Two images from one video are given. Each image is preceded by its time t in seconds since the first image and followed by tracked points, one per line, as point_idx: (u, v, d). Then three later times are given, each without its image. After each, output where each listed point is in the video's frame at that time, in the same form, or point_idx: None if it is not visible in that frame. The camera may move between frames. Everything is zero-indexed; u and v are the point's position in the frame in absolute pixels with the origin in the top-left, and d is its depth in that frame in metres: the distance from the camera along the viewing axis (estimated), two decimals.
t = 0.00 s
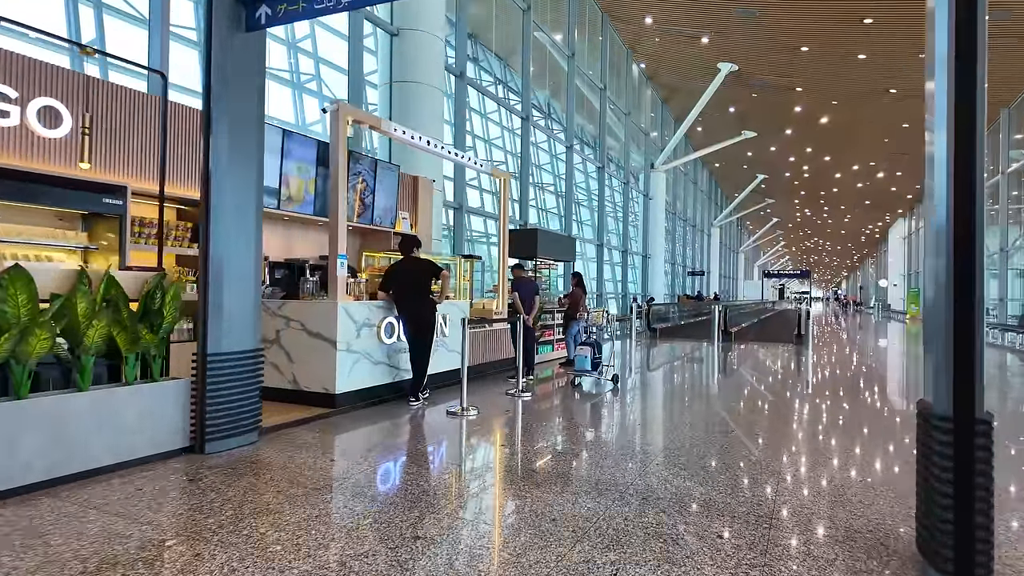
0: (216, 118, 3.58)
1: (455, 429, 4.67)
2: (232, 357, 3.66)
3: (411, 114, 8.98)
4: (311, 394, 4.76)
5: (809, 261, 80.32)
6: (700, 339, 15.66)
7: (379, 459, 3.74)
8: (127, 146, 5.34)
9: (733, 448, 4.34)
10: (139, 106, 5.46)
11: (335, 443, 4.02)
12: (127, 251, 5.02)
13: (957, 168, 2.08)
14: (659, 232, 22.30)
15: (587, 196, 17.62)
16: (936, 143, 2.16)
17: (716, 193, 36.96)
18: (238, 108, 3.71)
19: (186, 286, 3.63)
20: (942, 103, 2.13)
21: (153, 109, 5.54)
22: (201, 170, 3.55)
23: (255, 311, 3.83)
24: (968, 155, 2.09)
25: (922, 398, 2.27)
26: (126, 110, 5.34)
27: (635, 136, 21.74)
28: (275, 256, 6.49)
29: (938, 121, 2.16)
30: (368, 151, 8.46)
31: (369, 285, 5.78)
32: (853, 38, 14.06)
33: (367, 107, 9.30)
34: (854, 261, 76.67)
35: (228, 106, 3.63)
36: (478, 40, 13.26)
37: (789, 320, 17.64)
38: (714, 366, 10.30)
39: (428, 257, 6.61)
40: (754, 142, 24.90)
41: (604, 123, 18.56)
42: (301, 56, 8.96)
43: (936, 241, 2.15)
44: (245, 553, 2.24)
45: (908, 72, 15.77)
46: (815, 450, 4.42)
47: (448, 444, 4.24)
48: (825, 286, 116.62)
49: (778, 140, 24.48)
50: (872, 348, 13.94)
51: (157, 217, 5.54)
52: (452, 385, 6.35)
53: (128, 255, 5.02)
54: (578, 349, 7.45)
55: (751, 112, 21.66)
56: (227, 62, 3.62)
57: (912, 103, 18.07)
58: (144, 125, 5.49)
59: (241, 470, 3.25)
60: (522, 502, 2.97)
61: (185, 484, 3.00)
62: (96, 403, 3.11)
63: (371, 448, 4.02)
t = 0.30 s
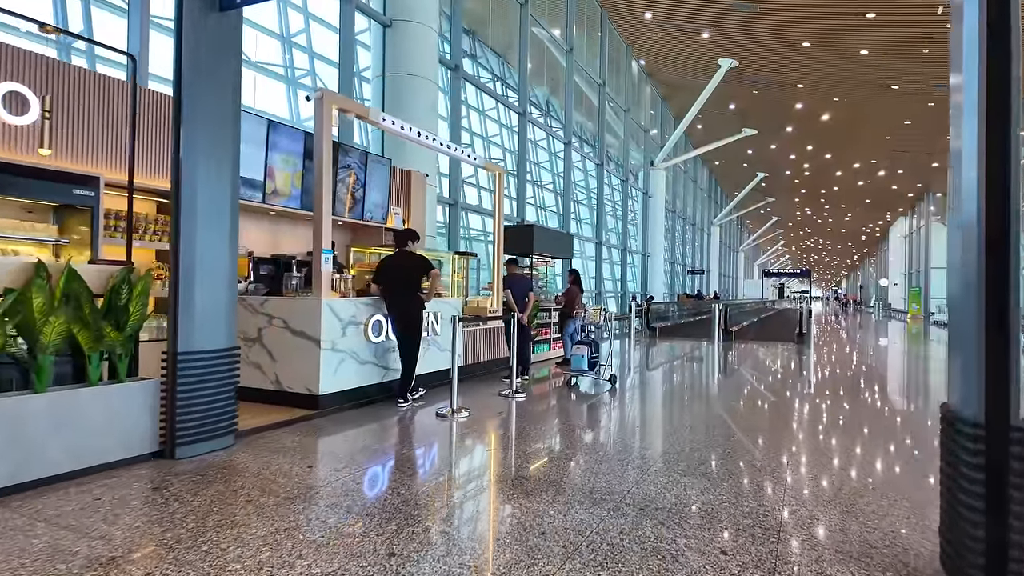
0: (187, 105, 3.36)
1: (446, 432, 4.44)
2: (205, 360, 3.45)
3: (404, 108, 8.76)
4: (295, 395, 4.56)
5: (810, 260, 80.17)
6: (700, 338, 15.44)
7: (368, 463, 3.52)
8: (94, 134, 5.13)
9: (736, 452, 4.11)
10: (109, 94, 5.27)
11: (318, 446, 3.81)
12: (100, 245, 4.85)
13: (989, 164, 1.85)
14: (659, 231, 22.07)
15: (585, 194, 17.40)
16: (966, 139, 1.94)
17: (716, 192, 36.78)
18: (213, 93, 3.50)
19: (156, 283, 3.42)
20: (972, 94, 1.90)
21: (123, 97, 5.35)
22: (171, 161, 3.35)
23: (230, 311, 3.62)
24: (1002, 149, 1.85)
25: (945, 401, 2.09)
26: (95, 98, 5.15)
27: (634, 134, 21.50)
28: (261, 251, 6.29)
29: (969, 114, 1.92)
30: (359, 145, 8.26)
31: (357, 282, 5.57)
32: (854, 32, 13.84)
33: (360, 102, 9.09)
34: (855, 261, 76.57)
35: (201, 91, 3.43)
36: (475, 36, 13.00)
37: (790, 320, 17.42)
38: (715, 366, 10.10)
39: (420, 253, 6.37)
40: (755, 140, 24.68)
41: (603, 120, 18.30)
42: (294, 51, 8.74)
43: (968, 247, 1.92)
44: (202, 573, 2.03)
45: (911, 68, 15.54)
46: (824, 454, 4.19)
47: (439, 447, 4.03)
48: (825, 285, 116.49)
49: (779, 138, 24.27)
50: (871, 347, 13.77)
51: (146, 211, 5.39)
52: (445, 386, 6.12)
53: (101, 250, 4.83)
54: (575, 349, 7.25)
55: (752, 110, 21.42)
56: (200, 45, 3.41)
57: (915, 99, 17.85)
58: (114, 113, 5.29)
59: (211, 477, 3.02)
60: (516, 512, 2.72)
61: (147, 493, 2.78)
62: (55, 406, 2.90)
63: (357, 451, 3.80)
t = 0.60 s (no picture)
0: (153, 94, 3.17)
1: (433, 440, 4.24)
2: (173, 363, 3.26)
3: (397, 105, 8.57)
4: (275, 402, 4.36)
5: (808, 259, 80.10)
6: (698, 339, 15.27)
7: (351, 473, 3.35)
8: (46, 119, 4.55)
9: (736, 460, 3.91)
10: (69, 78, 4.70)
11: (296, 456, 3.63)
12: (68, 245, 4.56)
13: (1021, 168, 1.25)
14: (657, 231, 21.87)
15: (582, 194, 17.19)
16: (989, 131, 1.41)
17: (715, 191, 36.66)
18: (182, 82, 3.30)
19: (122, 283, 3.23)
20: (999, 73, 1.33)
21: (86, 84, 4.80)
22: (135, 152, 3.15)
23: (200, 312, 3.43)
24: None
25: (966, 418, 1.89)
26: (50, 81, 4.57)
27: (632, 132, 21.29)
28: (244, 251, 6.08)
29: (991, 104, 1.39)
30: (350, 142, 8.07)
31: (343, 283, 5.40)
32: (855, 30, 13.65)
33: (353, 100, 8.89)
34: (853, 259, 76.54)
35: (168, 79, 3.23)
36: (471, 33, 12.78)
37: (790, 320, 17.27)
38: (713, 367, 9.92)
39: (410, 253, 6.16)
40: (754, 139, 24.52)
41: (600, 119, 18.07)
42: (288, 48, 8.45)
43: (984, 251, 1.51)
44: None
45: (912, 66, 15.36)
46: (827, 462, 3.97)
47: (427, 454, 3.86)
48: (824, 284, 116.39)
49: (778, 137, 24.11)
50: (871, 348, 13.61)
51: (122, 210, 4.96)
52: (434, 390, 5.94)
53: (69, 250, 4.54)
54: (570, 351, 7.07)
55: (751, 108, 21.25)
56: (167, 28, 3.20)
57: (916, 98, 17.69)
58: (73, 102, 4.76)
59: (175, 493, 2.82)
60: (505, 535, 2.50)
61: (102, 512, 2.57)
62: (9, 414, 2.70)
63: (337, 460, 3.62)
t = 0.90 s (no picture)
0: (110, 77, 2.96)
1: (416, 442, 4.04)
2: (134, 364, 3.05)
3: (386, 99, 8.37)
4: (249, 404, 4.15)
5: (804, 258, 80.13)
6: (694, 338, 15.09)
7: (331, 477, 3.15)
8: None
9: (732, 460, 3.70)
10: (9, 63, 4.35)
11: (266, 460, 3.42)
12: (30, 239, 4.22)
13: None
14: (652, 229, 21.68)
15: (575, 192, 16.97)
16: None
17: (711, 190, 36.49)
18: (143, 65, 3.09)
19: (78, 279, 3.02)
20: None
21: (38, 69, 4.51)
22: (91, 139, 2.94)
23: (165, 310, 3.23)
24: None
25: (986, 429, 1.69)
26: None
27: (627, 130, 21.09)
28: (222, 247, 5.87)
29: None
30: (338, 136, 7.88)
31: (326, 280, 5.19)
32: (851, 26, 13.45)
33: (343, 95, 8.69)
34: (848, 258, 76.63)
35: (127, 61, 3.02)
36: (466, 30, 12.49)
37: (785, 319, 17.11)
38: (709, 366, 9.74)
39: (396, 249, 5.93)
40: (750, 137, 24.37)
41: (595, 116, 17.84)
42: (278, 43, 8.37)
43: None
44: None
45: (910, 63, 15.19)
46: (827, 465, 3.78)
47: (413, 456, 3.67)
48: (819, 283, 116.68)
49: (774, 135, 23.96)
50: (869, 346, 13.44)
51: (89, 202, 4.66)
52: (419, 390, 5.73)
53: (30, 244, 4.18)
54: (561, 351, 6.86)
55: (747, 106, 21.07)
56: (125, 5, 2.98)
57: (913, 95, 17.54)
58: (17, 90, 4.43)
59: (129, 503, 2.61)
60: (490, 550, 2.27)
61: (44, 526, 2.37)
62: None
63: (309, 464, 3.41)
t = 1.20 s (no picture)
0: (67, 68, 2.76)
1: (403, 452, 3.86)
2: (95, 376, 2.86)
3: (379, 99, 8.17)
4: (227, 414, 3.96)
5: (804, 258, 80.00)
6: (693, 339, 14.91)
7: (315, 491, 2.98)
8: None
9: (734, 473, 3.50)
10: None
11: (240, 474, 3.23)
12: None
13: None
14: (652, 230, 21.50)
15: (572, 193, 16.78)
16: None
17: (710, 190, 36.31)
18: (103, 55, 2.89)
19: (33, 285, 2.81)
20: None
21: None
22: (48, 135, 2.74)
23: (130, 318, 3.03)
24: None
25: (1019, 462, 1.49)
26: None
27: (626, 129, 20.89)
28: (206, 248, 5.68)
29: None
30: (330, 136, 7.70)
31: (310, 283, 4.99)
32: (852, 24, 13.26)
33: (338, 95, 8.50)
34: (848, 258, 76.50)
35: (85, 51, 2.82)
36: (463, 29, 12.37)
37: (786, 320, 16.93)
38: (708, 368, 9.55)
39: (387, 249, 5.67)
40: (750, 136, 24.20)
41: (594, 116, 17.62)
42: (272, 41, 8.25)
43: None
44: None
45: (912, 62, 15.01)
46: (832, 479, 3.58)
47: (405, 466, 3.50)
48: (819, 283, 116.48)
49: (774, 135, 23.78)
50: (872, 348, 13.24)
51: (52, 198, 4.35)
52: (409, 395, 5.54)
53: None
54: (557, 355, 6.67)
55: (747, 105, 20.89)
56: None
57: (915, 94, 17.35)
58: None
59: (81, 528, 2.42)
60: None
61: None
62: None
63: (285, 479, 3.22)
